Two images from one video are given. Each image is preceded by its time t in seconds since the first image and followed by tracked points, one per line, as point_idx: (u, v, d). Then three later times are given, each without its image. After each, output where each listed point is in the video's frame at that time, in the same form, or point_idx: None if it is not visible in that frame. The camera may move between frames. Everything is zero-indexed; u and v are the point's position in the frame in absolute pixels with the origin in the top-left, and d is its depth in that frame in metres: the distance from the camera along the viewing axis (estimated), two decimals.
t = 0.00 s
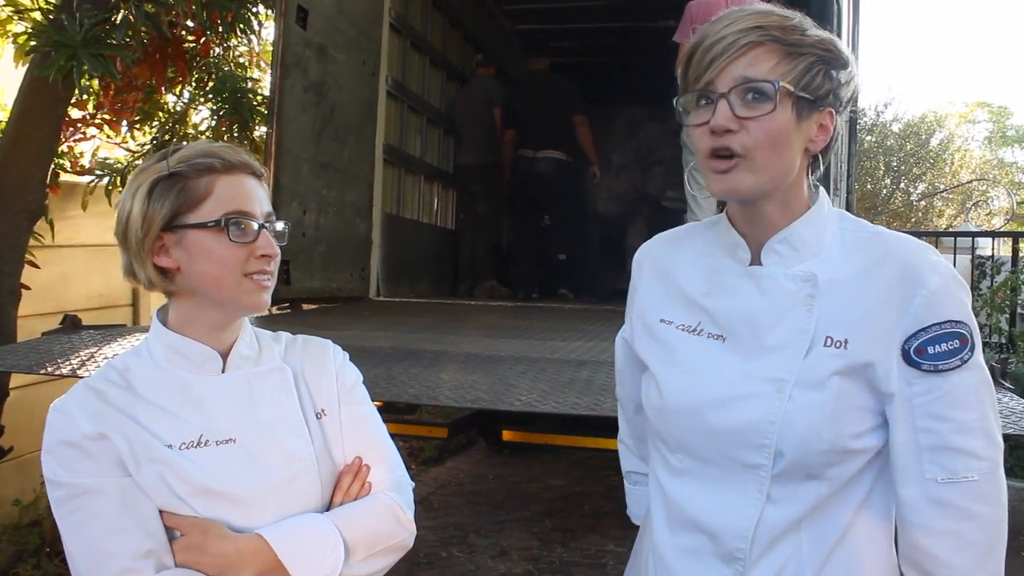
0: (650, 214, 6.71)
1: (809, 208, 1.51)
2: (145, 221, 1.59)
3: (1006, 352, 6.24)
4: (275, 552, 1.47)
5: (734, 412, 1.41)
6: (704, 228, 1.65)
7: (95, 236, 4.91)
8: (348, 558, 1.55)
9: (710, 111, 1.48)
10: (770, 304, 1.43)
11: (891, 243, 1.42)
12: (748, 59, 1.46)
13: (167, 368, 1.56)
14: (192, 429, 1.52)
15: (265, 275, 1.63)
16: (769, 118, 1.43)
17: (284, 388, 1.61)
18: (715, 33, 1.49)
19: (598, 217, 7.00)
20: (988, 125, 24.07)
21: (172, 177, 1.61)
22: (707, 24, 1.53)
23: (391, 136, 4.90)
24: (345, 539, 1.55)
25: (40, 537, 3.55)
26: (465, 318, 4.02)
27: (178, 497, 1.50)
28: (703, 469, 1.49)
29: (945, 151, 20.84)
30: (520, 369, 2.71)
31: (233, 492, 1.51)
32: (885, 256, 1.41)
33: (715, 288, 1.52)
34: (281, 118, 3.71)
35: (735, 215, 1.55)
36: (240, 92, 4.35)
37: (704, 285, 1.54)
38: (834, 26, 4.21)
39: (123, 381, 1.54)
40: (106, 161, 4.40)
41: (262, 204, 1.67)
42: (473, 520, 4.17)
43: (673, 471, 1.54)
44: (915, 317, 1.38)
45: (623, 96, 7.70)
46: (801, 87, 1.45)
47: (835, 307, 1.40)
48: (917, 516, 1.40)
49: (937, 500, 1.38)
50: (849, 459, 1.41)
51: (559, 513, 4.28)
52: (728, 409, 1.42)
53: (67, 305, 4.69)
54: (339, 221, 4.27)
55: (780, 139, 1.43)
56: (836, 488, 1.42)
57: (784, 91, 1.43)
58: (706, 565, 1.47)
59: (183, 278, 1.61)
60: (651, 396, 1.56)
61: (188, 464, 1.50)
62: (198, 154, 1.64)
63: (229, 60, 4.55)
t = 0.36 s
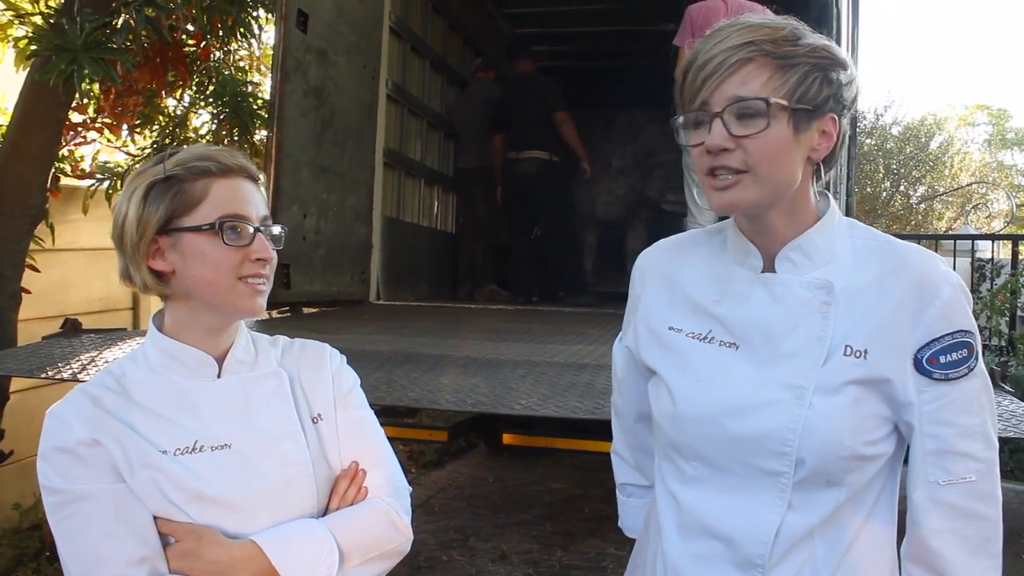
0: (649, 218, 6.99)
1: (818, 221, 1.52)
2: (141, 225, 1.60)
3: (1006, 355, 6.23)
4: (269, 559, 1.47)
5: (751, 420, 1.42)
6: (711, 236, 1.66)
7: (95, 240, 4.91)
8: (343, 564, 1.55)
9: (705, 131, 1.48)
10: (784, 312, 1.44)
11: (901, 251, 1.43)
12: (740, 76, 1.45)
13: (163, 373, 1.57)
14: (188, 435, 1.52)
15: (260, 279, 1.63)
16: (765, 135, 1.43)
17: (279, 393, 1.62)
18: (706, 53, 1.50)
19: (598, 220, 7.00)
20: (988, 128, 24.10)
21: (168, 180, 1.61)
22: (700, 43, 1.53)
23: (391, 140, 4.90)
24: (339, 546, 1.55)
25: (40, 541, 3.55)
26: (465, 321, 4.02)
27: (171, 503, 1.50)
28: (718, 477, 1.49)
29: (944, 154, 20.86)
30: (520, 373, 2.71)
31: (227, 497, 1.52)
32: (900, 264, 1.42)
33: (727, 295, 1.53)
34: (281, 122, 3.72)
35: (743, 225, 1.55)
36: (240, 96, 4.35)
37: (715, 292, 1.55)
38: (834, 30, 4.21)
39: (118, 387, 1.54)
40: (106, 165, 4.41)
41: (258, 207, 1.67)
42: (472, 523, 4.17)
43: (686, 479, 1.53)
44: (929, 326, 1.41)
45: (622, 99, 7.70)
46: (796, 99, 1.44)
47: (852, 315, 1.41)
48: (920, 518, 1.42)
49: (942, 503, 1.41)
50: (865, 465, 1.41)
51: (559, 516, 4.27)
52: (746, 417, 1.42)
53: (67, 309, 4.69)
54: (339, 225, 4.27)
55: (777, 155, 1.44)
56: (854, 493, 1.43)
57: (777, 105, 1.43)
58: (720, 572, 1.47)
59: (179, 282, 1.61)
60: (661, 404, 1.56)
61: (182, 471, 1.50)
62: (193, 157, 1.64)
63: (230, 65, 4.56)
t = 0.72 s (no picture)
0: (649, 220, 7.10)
1: (820, 213, 1.52)
2: (133, 226, 1.61)
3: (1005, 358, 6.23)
4: (258, 560, 1.47)
5: (738, 425, 1.43)
6: (713, 237, 1.67)
7: (94, 241, 4.91)
8: (333, 566, 1.55)
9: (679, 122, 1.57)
10: (775, 316, 1.44)
11: (900, 252, 1.42)
12: (705, 69, 1.52)
13: (157, 374, 1.57)
14: (181, 436, 1.53)
15: (251, 280, 1.63)
16: (720, 122, 1.48)
17: (274, 394, 1.61)
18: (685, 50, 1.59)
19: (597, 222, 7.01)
20: (986, 131, 24.15)
21: (160, 181, 1.61)
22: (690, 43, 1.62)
23: (389, 142, 4.90)
24: (330, 548, 1.54)
25: (39, 543, 3.56)
26: (463, 323, 4.02)
27: (163, 504, 1.50)
28: (710, 480, 1.49)
29: (943, 157, 20.89)
30: (518, 375, 2.71)
31: (219, 498, 1.52)
32: (894, 268, 1.41)
33: (723, 297, 1.53)
34: (280, 124, 3.72)
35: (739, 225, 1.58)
36: (239, 98, 4.35)
37: (713, 294, 1.56)
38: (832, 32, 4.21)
39: (113, 388, 1.55)
40: (105, 166, 4.42)
41: (251, 208, 1.67)
42: (470, 525, 4.17)
43: (681, 481, 1.54)
44: (924, 332, 1.37)
45: (621, 102, 7.71)
46: (754, 85, 1.46)
47: (841, 321, 1.41)
48: (920, 533, 1.38)
49: (945, 519, 1.36)
50: (855, 474, 1.41)
51: (558, 518, 4.27)
52: (734, 422, 1.43)
53: (66, 312, 4.70)
54: (337, 227, 4.28)
55: (732, 141, 1.48)
56: (845, 501, 1.42)
57: (730, 92, 1.47)
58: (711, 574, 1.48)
59: (171, 283, 1.62)
60: (658, 405, 1.58)
61: (174, 472, 1.51)
62: (187, 158, 1.65)
63: (229, 67, 4.56)
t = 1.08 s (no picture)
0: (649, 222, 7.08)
1: (820, 209, 1.52)
2: (135, 229, 1.62)
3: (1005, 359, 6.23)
4: (263, 554, 1.48)
5: (726, 428, 1.45)
6: (719, 241, 1.68)
7: (94, 243, 4.91)
8: (335, 560, 1.55)
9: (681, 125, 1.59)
10: (767, 319, 1.45)
11: (893, 255, 1.41)
12: (704, 72, 1.54)
13: (158, 375, 1.58)
14: (182, 435, 1.53)
15: (254, 290, 1.62)
16: (715, 126, 1.50)
17: (273, 394, 1.62)
18: (687, 55, 1.61)
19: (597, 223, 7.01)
20: (986, 132, 24.17)
21: (163, 185, 1.62)
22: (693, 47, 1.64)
23: (389, 143, 4.90)
24: (332, 542, 1.55)
25: (39, 545, 3.56)
26: (463, 324, 4.02)
27: (168, 501, 1.50)
28: (707, 480, 1.52)
29: (943, 158, 20.90)
30: (519, 376, 2.71)
31: (219, 495, 1.52)
32: (882, 271, 1.40)
33: (723, 299, 1.56)
34: (280, 125, 3.72)
35: (741, 231, 1.59)
36: (239, 100, 4.35)
37: (716, 295, 1.58)
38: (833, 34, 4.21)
39: (115, 387, 1.55)
40: (105, 168, 4.43)
41: (255, 215, 1.67)
42: (470, 527, 4.17)
43: (684, 480, 1.58)
44: (913, 339, 1.35)
45: (621, 103, 7.70)
46: (747, 88, 1.47)
47: (826, 326, 1.41)
48: (913, 543, 1.35)
49: (937, 531, 1.33)
50: (841, 482, 1.39)
51: (558, 520, 4.27)
52: (723, 424, 1.45)
53: (66, 313, 4.70)
54: (337, 228, 4.28)
55: (727, 143, 1.49)
56: (833, 508, 1.41)
57: (724, 96, 1.49)
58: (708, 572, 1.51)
59: (173, 287, 1.63)
60: (662, 406, 1.61)
61: (178, 470, 1.51)
62: (190, 162, 1.65)
63: (229, 69, 4.57)
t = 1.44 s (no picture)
0: (649, 218, 7.16)
1: (825, 205, 1.52)
2: (132, 223, 1.65)
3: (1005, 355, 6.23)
4: (268, 549, 1.48)
5: (738, 421, 1.44)
6: (724, 235, 1.68)
7: (93, 240, 4.91)
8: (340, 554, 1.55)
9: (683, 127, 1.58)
10: (777, 312, 1.45)
11: (902, 249, 1.41)
12: (704, 74, 1.53)
13: (167, 370, 1.58)
14: (190, 429, 1.53)
15: (243, 278, 1.62)
16: (717, 127, 1.50)
17: (281, 389, 1.63)
18: (684, 56, 1.60)
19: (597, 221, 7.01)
20: (986, 130, 24.18)
21: (157, 180, 1.65)
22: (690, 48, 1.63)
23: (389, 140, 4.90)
24: (338, 537, 1.55)
25: (39, 541, 3.56)
26: (463, 321, 4.02)
27: (176, 493, 1.51)
28: (715, 474, 1.51)
29: (943, 155, 20.90)
30: (519, 372, 2.71)
31: (227, 488, 1.52)
32: (892, 263, 1.40)
33: (729, 293, 1.55)
34: (279, 122, 3.71)
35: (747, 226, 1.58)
36: (238, 97, 4.34)
37: (721, 290, 1.58)
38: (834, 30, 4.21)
39: (123, 381, 1.56)
40: (104, 166, 4.43)
41: (248, 205, 1.67)
42: (470, 523, 4.17)
43: (690, 474, 1.57)
44: (924, 331, 1.36)
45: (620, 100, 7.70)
46: (749, 88, 1.47)
47: (839, 317, 1.41)
48: (922, 531, 1.37)
49: (946, 518, 1.35)
50: (854, 471, 1.40)
51: (558, 516, 4.28)
52: (733, 418, 1.45)
53: (66, 311, 4.70)
54: (337, 225, 4.28)
55: (731, 144, 1.49)
56: (844, 498, 1.42)
57: (726, 97, 1.48)
58: (716, 565, 1.50)
59: (169, 280, 1.64)
60: (667, 400, 1.61)
61: (185, 463, 1.51)
62: (184, 157, 1.68)
63: (228, 65, 4.56)
